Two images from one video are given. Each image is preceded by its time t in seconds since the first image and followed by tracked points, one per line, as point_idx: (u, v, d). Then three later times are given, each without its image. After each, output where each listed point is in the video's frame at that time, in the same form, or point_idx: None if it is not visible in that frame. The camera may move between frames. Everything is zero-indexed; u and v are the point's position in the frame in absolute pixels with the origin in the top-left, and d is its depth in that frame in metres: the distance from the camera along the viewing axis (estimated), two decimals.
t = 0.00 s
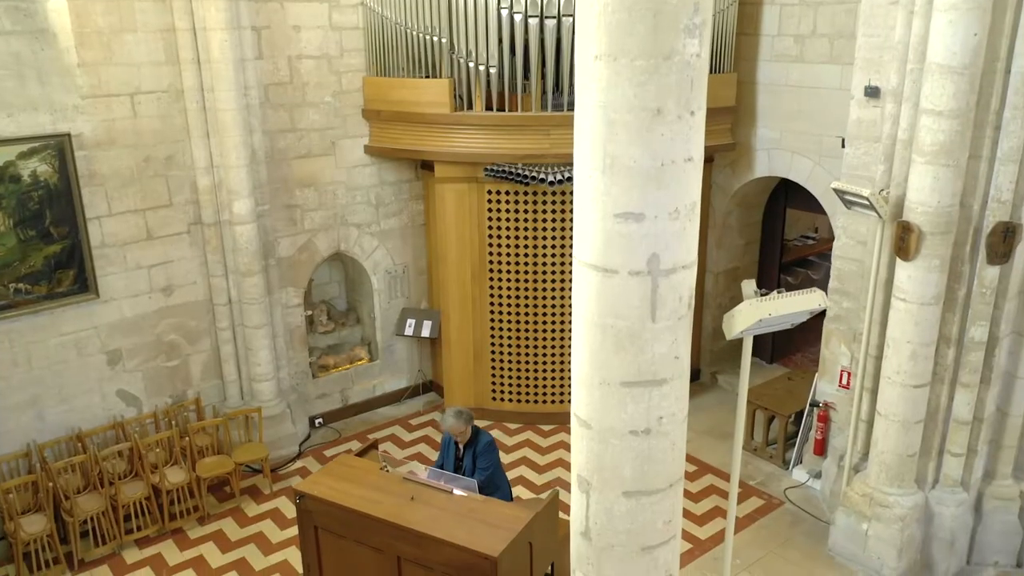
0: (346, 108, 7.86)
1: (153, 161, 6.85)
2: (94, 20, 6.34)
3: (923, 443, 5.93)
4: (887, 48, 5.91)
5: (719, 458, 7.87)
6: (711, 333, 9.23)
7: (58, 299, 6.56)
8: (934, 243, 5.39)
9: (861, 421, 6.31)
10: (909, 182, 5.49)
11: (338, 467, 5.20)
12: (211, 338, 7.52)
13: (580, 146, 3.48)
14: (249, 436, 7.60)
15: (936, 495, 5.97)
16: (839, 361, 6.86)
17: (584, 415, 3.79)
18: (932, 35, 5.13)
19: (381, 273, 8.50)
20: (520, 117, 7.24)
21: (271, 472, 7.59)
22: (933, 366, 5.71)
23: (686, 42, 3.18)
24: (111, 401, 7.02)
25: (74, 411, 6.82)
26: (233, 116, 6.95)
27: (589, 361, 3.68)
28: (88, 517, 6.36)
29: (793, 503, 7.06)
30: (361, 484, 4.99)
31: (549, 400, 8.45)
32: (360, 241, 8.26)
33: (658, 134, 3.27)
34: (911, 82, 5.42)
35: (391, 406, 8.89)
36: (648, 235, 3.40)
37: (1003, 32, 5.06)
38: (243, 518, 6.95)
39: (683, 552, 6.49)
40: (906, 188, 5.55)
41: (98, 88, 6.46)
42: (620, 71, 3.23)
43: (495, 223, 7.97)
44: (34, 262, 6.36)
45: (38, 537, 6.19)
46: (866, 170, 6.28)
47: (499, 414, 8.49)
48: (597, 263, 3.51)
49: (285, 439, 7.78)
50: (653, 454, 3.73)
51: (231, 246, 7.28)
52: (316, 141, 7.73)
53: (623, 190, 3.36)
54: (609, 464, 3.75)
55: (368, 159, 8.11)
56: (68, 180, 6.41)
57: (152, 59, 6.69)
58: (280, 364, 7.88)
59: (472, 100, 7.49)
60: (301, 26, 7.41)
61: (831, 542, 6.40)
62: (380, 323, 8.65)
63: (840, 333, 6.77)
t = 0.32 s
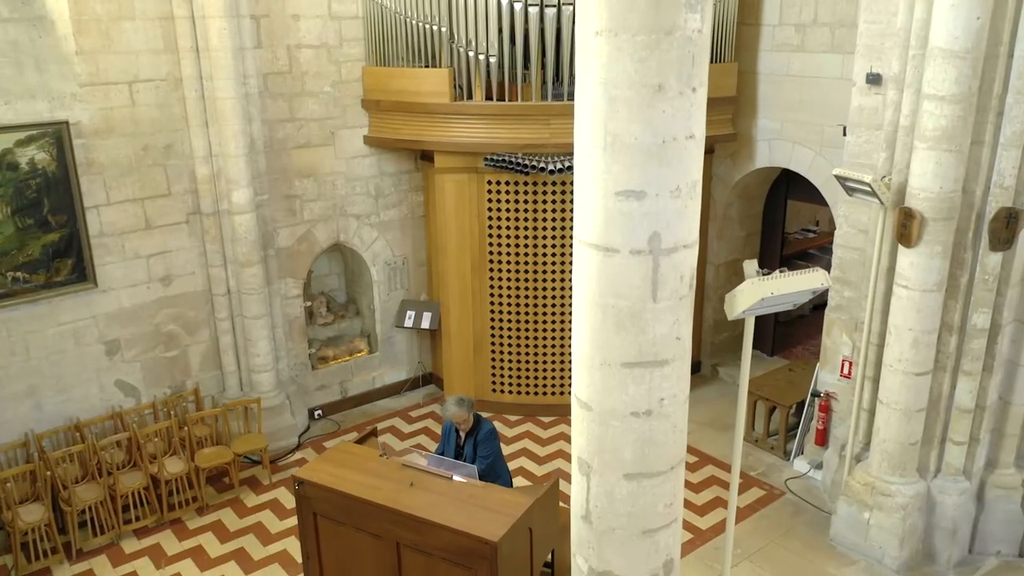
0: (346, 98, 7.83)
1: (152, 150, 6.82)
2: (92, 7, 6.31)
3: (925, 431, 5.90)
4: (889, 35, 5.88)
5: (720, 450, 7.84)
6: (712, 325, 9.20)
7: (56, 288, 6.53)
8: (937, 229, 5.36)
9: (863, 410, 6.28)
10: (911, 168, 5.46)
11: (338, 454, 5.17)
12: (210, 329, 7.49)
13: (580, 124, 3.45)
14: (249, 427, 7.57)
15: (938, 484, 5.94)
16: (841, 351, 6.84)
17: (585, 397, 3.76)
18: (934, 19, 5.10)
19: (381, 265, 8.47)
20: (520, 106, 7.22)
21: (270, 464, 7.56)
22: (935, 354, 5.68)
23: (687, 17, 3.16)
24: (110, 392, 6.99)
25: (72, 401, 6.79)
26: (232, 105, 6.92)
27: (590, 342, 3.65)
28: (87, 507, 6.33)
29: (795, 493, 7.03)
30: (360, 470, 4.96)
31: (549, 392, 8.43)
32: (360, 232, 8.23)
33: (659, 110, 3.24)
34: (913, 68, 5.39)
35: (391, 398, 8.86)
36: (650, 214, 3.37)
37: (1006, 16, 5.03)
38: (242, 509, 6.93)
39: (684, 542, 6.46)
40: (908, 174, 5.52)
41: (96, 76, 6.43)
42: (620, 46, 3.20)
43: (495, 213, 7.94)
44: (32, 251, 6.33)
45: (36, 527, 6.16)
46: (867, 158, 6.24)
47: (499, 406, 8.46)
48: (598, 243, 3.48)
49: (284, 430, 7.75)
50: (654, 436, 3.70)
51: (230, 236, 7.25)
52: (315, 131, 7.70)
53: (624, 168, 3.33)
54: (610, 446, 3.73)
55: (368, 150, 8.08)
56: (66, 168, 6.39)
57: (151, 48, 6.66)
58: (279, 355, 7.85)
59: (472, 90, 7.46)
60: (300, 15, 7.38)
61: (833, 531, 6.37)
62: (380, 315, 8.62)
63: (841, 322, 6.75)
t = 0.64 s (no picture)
0: (345, 88, 7.81)
1: (150, 139, 6.79)
2: None
3: (926, 420, 5.87)
4: (891, 22, 5.85)
5: (721, 441, 7.81)
6: (712, 317, 9.18)
7: (55, 278, 6.50)
8: (939, 216, 5.34)
9: (864, 399, 6.26)
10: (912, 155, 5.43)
11: (337, 442, 5.14)
12: (209, 320, 7.46)
13: (580, 103, 3.43)
14: (248, 418, 7.54)
15: (940, 473, 5.91)
16: (842, 341, 6.81)
17: (585, 379, 3.74)
18: (937, 5, 5.07)
19: (380, 257, 8.44)
20: (520, 96, 7.19)
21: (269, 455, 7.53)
22: (937, 342, 5.65)
23: None
24: (108, 382, 6.96)
25: (71, 391, 6.76)
26: (231, 94, 6.89)
27: (590, 324, 3.63)
28: (85, 497, 6.30)
29: (795, 484, 7.01)
30: (359, 457, 4.93)
31: (549, 384, 8.41)
32: (359, 224, 8.20)
33: (661, 88, 3.22)
34: (915, 54, 5.36)
35: (391, 390, 8.84)
36: (650, 192, 3.35)
37: None
38: (241, 500, 6.90)
39: (684, 532, 6.44)
40: (910, 162, 5.50)
41: (95, 64, 6.41)
42: (621, 23, 3.17)
43: (495, 204, 7.91)
44: (30, 240, 6.30)
45: (34, 516, 6.13)
46: (869, 146, 6.21)
47: (499, 398, 8.44)
48: (598, 223, 3.46)
49: (283, 422, 7.72)
50: (655, 418, 3.67)
51: (229, 226, 7.23)
52: (315, 121, 7.68)
53: (624, 146, 3.30)
54: (610, 429, 3.70)
55: (367, 141, 8.06)
56: (64, 156, 6.36)
57: (149, 37, 6.63)
58: (278, 346, 7.83)
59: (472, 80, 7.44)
60: (299, 5, 7.35)
61: (834, 522, 6.35)
62: (379, 307, 8.60)
63: (842, 312, 6.74)
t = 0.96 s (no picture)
0: (344, 79, 7.78)
1: (148, 129, 6.76)
2: None
3: (928, 409, 5.85)
4: (892, 9, 5.82)
5: (721, 432, 7.79)
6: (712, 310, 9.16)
7: (53, 267, 6.48)
8: (940, 203, 5.31)
9: (865, 389, 6.23)
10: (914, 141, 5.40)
11: (337, 429, 5.11)
12: (207, 311, 7.43)
13: (580, 82, 3.40)
14: (246, 409, 7.51)
15: (942, 462, 5.89)
16: (843, 331, 6.79)
17: (585, 361, 3.71)
18: None
19: (380, 248, 8.42)
20: (520, 86, 7.17)
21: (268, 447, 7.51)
22: (938, 330, 5.63)
23: None
24: (107, 372, 6.93)
25: (69, 381, 6.74)
26: (230, 84, 6.86)
27: (590, 305, 3.60)
28: (83, 487, 6.28)
29: (796, 475, 6.98)
30: (358, 444, 4.91)
31: (549, 376, 8.38)
32: (359, 215, 8.18)
33: (661, 66, 3.20)
34: (916, 40, 5.33)
35: (390, 383, 8.81)
36: (651, 171, 3.32)
37: None
38: (240, 490, 6.88)
39: (685, 522, 6.41)
40: (911, 148, 5.47)
41: (93, 52, 6.38)
42: None
43: (495, 195, 7.88)
44: (28, 229, 6.28)
45: (32, 506, 6.11)
46: (870, 135, 6.18)
47: (499, 390, 8.41)
48: (598, 202, 3.43)
49: (282, 413, 7.69)
50: (655, 400, 3.65)
51: (228, 217, 7.20)
52: (314, 112, 7.65)
53: (625, 125, 3.28)
54: (611, 412, 3.68)
55: (367, 132, 8.03)
56: (62, 145, 6.33)
57: (147, 25, 6.60)
58: (277, 338, 7.81)
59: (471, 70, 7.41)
60: None
61: (835, 512, 6.33)
62: (379, 299, 8.57)
63: (843, 302, 6.72)
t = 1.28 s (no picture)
0: (343, 67, 7.73)
1: (146, 115, 6.73)
2: None
3: (930, 395, 5.82)
4: None
5: (722, 422, 7.76)
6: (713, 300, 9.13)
7: (50, 254, 6.45)
8: (942, 186, 5.28)
9: (867, 376, 6.20)
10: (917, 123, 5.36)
11: (335, 413, 5.08)
12: (206, 299, 7.40)
13: (580, 55, 3.37)
14: (245, 398, 7.49)
15: (944, 449, 5.86)
16: (844, 319, 6.76)
17: (584, 338, 3.69)
18: None
19: (379, 238, 8.39)
20: (520, 74, 7.15)
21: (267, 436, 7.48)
22: (940, 315, 5.60)
23: None
24: (104, 361, 6.91)
25: (67, 369, 6.71)
26: (228, 70, 6.83)
27: (590, 282, 3.57)
28: (80, 474, 6.25)
29: (797, 464, 6.95)
30: (356, 427, 4.88)
31: (549, 365, 8.35)
32: (358, 204, 8.15)
33: (662, 37, 3.17)
34: (918, 23, 5.28)
35: (390, 373, 8.78)
36: (652, 144, 3.29)
37: None
38: (239, 479, 6.85)
39: (685, 510, 6.39)
40: (913, 132, 5.44)
41: (90, 38, 6.35)
42: None
43: (494, 183, 7.85)
44: (25, 215, 6.25)
45: (29, 493, 6.08)
46: (872, 120, 6.14)
47: (498, 380, 8.38)
48: (598, 176, 3.40)
49: (280, 403, 7.66)
50: (656, 378, 3.63)
51: (226, 204, 7.17)
52: (313, 100, 7.61)
53: (625, 97, 3.25)
54: (611, 389, 3.65)
55: (366, 120, 7.99)
56: (59, 131, 6.30)
57: (145, 12, 6.57)
58: (275, 327, 7.78)
59: (471, 58, 7.38)
60: None
61: (836, 499, 6.30)
62: (378, 289, 8.54)
63: (844, 289, 6.69)
